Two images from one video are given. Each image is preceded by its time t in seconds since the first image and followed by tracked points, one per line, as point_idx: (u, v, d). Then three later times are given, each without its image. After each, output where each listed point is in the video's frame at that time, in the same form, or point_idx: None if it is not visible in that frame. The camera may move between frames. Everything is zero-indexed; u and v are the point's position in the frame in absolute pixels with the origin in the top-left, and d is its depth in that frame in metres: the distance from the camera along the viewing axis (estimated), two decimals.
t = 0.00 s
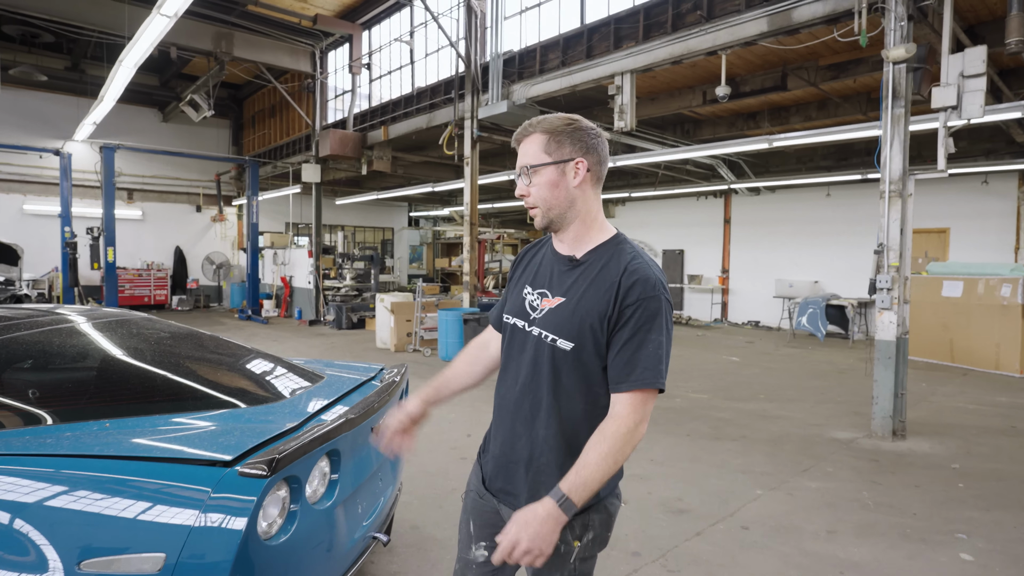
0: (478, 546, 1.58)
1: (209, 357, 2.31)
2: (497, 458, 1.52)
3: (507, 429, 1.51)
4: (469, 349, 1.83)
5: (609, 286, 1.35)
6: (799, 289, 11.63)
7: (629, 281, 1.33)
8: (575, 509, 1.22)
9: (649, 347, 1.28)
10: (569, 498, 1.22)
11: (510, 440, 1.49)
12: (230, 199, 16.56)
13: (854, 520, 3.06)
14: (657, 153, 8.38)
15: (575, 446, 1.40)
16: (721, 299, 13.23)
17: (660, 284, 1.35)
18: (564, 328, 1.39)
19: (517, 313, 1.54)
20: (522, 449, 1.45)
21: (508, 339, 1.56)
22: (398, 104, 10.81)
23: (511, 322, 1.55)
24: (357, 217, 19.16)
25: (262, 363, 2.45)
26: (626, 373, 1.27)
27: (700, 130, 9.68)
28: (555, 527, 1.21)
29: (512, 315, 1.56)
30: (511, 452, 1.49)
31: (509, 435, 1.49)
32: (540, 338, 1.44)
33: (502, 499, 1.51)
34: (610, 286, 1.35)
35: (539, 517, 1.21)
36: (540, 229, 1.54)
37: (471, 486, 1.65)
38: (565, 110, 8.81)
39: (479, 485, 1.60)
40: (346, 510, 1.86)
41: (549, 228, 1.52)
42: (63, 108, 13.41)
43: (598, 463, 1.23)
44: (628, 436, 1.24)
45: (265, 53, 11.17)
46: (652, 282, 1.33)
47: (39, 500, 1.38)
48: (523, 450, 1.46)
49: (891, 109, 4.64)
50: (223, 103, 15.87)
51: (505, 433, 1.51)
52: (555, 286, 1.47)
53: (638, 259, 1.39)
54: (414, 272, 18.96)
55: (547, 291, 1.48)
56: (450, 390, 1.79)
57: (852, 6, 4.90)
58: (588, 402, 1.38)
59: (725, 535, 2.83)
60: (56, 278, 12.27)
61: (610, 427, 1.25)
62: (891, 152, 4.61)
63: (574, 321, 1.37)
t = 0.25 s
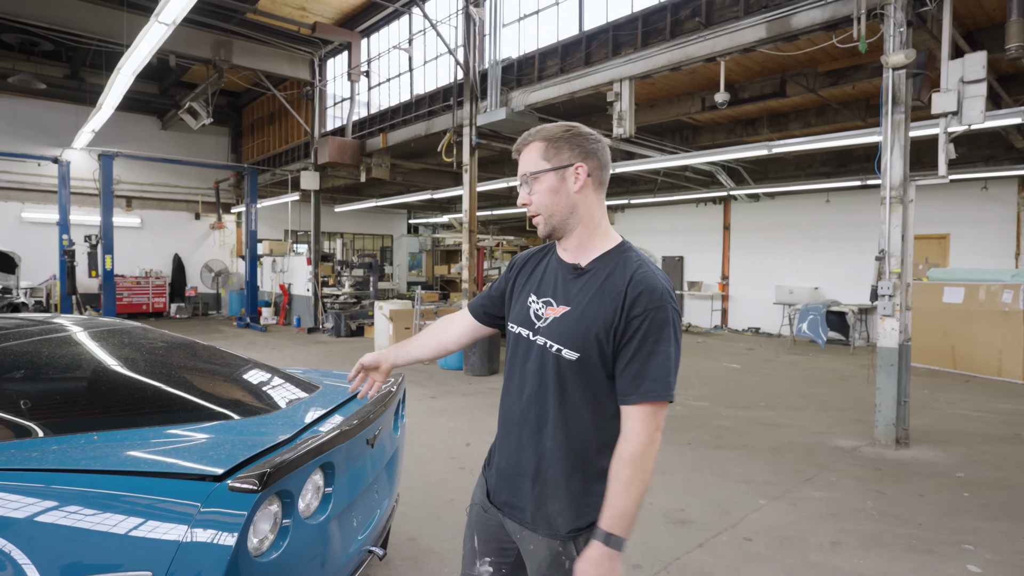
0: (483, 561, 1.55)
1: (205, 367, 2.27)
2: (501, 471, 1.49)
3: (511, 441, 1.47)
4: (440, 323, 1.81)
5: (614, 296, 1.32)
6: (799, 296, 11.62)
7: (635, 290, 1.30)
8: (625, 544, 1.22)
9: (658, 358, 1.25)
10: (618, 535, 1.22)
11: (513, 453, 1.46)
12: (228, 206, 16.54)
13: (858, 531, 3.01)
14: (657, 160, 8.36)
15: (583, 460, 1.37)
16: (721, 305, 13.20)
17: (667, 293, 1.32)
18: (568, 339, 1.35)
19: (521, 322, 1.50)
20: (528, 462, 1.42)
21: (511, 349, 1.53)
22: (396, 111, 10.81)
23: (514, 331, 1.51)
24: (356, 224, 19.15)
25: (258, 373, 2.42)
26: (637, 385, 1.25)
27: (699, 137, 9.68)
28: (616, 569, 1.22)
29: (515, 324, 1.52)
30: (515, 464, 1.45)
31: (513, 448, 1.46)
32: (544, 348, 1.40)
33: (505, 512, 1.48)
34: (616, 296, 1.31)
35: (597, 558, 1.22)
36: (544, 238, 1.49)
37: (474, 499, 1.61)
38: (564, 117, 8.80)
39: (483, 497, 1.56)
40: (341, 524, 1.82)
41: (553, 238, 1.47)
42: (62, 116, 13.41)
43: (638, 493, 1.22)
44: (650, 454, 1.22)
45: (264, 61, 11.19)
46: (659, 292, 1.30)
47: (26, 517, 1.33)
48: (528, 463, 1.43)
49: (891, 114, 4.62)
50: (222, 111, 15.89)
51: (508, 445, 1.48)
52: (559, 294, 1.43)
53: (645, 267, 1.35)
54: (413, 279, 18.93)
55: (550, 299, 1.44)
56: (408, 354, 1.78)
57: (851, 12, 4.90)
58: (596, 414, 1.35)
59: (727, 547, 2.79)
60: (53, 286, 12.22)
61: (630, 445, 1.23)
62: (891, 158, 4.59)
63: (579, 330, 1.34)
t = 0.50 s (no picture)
0: (494, 555, 1.52)
1: (214, 364, 2.28)
2: (513, 466, 1.47)
3: (522, 437, 1.45)
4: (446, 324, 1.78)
5: (630, 287, 1.29)
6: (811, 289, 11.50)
7: (651, 281, 1.27)
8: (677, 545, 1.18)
9: (678, 350, 1.22)
10: (669, 535, 1.18)
11: (525, 448, 1.44)
12: (238, 202, 16.62)
13: (871, 527, 2.97)
14: (666, 153, 8.29)
15: (598, 454, 1.35)
16: (731, 299, 13.11)
17: (682, 284, 1.29)
18: (582, 332, 1.33)
19: (531, 316, 1.47)
20: (542, 456, 1.40)
21: (521, 344, 1.50)
22: (404, 105, 10.80)
23: (525, 326, 1.49)
24: (365, 219, 19.19)
25: (267, 369, 2.42)
26: (658, 377, 1.22)
27: (709, 129, 9.58)
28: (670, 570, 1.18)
29: (525, 318, 1.49)
30: (528, 459, 1.43)
31: (525, 443, 1.44)
32: (557, 343, 1.38)
33: (517, 507, 1.46)
34: (632, 289, 1.29)
35: (650, 564, 1.17)
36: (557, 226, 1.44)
37: (484, 493, 1.60)
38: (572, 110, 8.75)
39: (494, 492, 1.54)
40: (346, 520, 1.81)
41: (566, 227, 1.43)
42: (73, 114, 13.52)
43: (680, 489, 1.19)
44: (679, 447, 1.20)
45: (272, 57, 11.21)
46: (676, 283, 1.28)
47: (31, 514, 1.32)
48: (542, 458, 1.40)
49: (905, 104, 4.53)
50: (230, 107, 15.96)
51: (520, 440, 1.46)
52: (570, 288, 1.41)
53: (660, 259, 1.33)
54: (423, 274, 18.96)
55: (562, 293, 1.42)
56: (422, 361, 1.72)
57: None
58: (612, 408, 1.33)
59: (737, 543, 2.76)
60: (66, 282, 12.35)
61: (660, 439, 1.20)
62: (905, 148, 4.51)
63: (593, 324, 1.31)
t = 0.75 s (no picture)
0: (519, 542, 1.52)
1: (240, 353, 2.31)
2: (532, 453, 1.46)
3: (540, 424, 1.44)
4: (462, 290, 1.81)
5: (645, 276, 1.26)
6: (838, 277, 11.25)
7: (666, 270, 1.23)
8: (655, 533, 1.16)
9: (690, 341, 1.18)
10: (647, 523, 1.16)
11: (543, 435, 1.43)
12: (262, 193, 16.84)
13: (899, 521, 2.90)
14: (688, 139, 8.15)
15: (613, 440, 1.34)
16: (756, 287, 12.89)
17: (699, 273, 1.25)
18: (598, 322, 1.30)
19: (548, 302, 1.46)
20: (559, 443, 1.39)
21: (539, 329, 1.49)
22: (424, 94, 10.80)
23: (542, 311, 1.47)
24: (387, 209, 19.30)
25: (291, 358, 2.45)
26: (665, 368, 1.18)
27: (733, 114, 9.37)
28: (646, 558, 1.17)
29: (543, 303, 1.47)
30: (545, 446, 1.43)
31: (543, 430, 1.43)
32: (572, 330, 1.36)
33: (537, 492, 1.46)
34: (645, 278, 1.25)
35: (626, 550, 1.16)
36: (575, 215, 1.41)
37: (504, 478, 1.59)
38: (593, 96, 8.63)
39: (513, 477, 1.54)
40: (363, 506, 1.82)
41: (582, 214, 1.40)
42: (102, 107, 13.82)
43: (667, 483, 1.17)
44: (676, 441, 1.17)
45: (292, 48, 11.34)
46: (692, 271, 1.23)
47: (55, 498, 1.35)
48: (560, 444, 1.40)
49: (939, 84, 4.36)
50: (254, 99, 16.15)
51: (538, 427, 1.45)
52: (588, 275, 1.38)
53: (677, 247, 1.28)
54: (444, 263, 19.04)
55: (579, 280, 1.39)
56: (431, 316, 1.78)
57: None
58: (625, 398, 1.31)
59: (760, 534, 2.72)
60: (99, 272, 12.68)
61: (659, 431, 1.17)
62: (938, 130, 4.35)
63: (609, 312, 1.29)
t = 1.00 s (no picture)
0: (553, 530, 1.51)
1: (288, 341, 2.38)
2: (564, 440, 1.44)
3: (572, 412, 1.42)
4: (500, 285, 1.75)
5: (672, 260, 1.22)
6: (896, 264, 10.72)
7: (692, 254, 1.20)
8: (633, 496, 1.13)
9: (717, 324, 1.14)
10: (626, 483, 1.14)
11: (574, 424, 1.41)
12: (310, 183, 17.26)
13: (957, 520, 2.76)
14: (735, 121, 7.88)
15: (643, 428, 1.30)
16: (808, 274, 12.42)
17: (728, 255, 1.20)
18: (625, 307, 1.27)
19: (576, 289, 1.43)
20: (590, 429, 1.37)
21: (568, 316, 1.46)
22: (466, 82, 10.83)
23: (570, 298, 1.45)
24: (431, 197, 19.47)
25: (337, 346, 2.50)
26: (688, 353, 1.15)
27: (784, 95, 9.00)
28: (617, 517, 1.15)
29: (571, 291, 1.45)
30: (577, 435, 1.40)
31: (574, 418, 1.41)
32: (601, 317, 1.33)
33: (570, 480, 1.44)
34: (672, 262, 1.22)
35: (599, 501, 1.16)
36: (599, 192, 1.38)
37: (538, 467, 1.58)
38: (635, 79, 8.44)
39: (548, 466, 1.52)
40: (396, 491, 1.85)
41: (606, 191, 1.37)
42: (159, 103, 14.43)
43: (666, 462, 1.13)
44: (690, 423, 1.12)
45: (338, 40, 11.62)
46: (720, 254, 1.19)
47: (108, 478, 1.41)
48: (590, 431, 1.37)
49: (1009, 56, 4.05)
50: (301, 91, 16.54)
51: (570, 415, 1.43)
52: (615, 260, 1.35)
53: (704, 229, 1.24)
54: (488, 251, 19.14)
55: (606, 265, 1.36)
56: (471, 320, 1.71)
57: None
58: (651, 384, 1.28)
59: (805, 529, 2.63)
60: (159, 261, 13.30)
61: (669, 405, 1.13)
62: (1007, 105, 4.05)
63: (636, 298, 1.26)
